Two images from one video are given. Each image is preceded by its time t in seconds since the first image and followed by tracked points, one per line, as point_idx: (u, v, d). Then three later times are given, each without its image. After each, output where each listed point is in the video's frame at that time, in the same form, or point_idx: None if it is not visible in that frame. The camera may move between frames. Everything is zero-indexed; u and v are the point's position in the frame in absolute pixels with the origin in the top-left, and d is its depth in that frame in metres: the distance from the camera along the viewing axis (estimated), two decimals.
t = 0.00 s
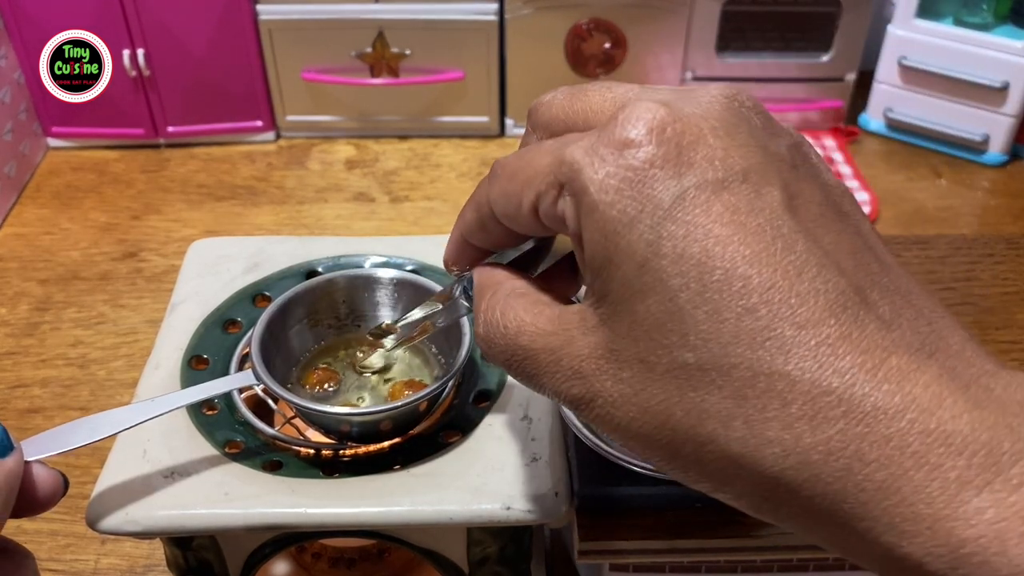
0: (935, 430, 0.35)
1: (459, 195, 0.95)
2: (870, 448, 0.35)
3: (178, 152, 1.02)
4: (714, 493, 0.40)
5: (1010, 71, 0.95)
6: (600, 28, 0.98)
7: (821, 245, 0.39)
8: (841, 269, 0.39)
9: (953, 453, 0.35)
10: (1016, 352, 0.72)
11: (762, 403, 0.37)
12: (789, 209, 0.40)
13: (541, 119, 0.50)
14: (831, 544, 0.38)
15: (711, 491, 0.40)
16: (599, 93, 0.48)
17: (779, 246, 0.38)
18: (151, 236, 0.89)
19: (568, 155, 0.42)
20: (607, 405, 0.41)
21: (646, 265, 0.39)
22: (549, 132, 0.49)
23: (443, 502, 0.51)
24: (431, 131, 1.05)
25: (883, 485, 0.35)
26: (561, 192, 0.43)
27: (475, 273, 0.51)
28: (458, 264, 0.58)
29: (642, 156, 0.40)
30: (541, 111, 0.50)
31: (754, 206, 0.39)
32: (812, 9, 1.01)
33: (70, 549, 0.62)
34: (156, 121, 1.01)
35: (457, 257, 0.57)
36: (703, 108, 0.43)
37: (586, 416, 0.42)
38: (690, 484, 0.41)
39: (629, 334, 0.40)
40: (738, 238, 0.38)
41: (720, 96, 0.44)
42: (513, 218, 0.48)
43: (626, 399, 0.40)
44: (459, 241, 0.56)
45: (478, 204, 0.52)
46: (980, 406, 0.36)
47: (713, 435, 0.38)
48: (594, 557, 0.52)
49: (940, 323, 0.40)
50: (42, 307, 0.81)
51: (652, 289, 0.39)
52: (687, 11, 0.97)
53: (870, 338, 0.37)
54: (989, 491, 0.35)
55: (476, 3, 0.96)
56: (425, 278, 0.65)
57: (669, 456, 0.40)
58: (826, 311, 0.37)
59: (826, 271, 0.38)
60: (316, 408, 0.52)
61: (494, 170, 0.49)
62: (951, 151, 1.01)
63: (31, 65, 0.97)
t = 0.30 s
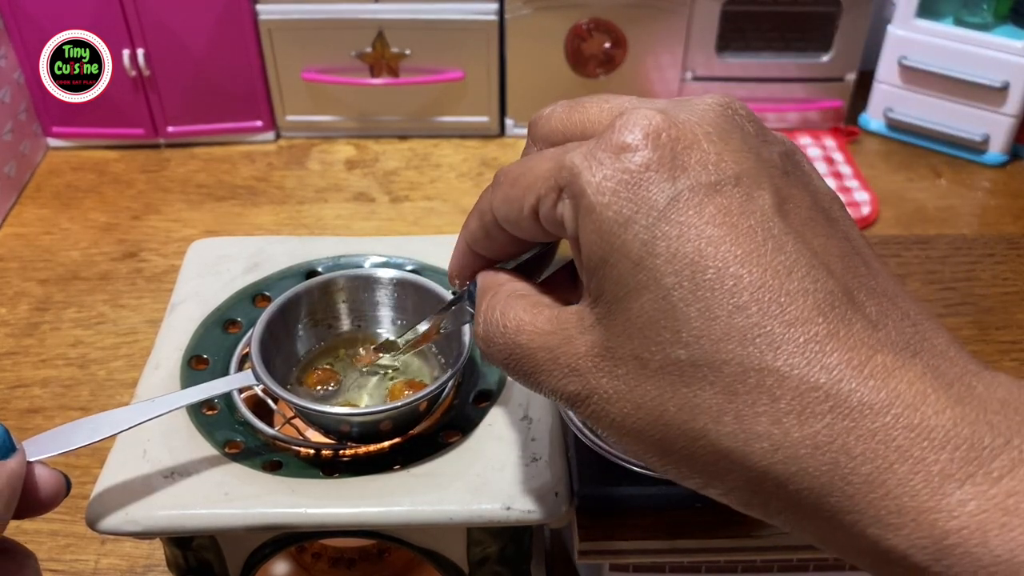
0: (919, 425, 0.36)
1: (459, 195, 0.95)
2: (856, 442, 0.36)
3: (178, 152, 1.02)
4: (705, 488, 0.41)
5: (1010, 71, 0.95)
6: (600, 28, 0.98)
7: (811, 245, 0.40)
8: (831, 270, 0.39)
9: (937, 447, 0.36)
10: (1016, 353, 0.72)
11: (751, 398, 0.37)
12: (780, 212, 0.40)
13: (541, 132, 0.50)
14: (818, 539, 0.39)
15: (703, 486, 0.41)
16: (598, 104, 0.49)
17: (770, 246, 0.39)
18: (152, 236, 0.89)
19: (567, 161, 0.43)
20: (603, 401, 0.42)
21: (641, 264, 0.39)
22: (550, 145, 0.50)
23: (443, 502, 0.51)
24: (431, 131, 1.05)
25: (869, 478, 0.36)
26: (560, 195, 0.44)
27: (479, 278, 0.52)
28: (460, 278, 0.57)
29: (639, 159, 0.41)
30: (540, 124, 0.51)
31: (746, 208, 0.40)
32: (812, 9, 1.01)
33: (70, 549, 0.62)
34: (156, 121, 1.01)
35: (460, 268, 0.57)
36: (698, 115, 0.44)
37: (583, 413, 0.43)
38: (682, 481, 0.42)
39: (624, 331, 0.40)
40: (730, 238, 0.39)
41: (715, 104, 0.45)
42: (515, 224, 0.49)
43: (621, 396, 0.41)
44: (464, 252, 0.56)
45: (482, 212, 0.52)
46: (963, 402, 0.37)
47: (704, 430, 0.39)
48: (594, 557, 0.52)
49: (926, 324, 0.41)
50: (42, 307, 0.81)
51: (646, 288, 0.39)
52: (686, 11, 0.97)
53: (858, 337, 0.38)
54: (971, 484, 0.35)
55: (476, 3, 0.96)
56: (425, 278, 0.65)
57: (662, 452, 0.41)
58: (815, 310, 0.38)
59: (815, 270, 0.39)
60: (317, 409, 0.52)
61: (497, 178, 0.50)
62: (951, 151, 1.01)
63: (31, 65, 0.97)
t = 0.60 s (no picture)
0: (943, 433, 0.35)
1: (459, 195, 0.95)
2: (878, 450, 0.35)
3: (178, 152, 1.02)
4: (722, 489, 0.40)
5: (1010, 71, 0.95)
6: (600, 28, 0.98)
7: (845, 246, 0.38)
8: (864, 271, 0.38)
9: (960, 456, 0.34)
10: (1016, 352, 0.72)
11: (775, 402, 0.36)
12: (815, 210, 0.39)
13: (561, 116, 0.50)
14: (835, 544, 0.38)
15: (720, 486, 0.39)
16: (620, 90, 0.47)
17: (802, 248, 0.37)
18: (151, 236, 0.89)
19: (596, 150, 0.42)
20: (623, 396, 0.41)
21: (669, 262, 0.38)
22: (570, 130, 0.49)
23: (443, 502, 0.51)
24: (431, 131, 1.05)
25: (889, 486, 0.35)
26: (586, 185, 0.43)
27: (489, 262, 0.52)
28: (470, 261, 0.58)
29: (672, 153, 0.39)
30: (560, 108, 0.50)
31: (779, 208, 0.38)
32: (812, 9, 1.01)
33: (70, 549, 0.62)
34: (156, 121, 1.01)
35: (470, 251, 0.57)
36: (732, 108, 0.42)
37: (601, 407, 0.42)
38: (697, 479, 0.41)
39: (648, 329, 0.39)
40: (762, 238, 0.37)
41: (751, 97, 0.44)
42: (535, 210, 0.49)
43: (642, 392, 0.40)
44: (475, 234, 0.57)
45: (497, 195, 0.53)
46: (987, 409, 0.36)
47: (725, 433, 0.38)
48: (594, 557, 0.52)
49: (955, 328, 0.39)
50: (42, 306, 0.81)
51: (673, 285, 0.38)
52: (687, 11, 0.97)
53: (886, 343, 0.36)
54: (993, 493, 0.34)
55: (476, 3, 0.96)
56: (425, 278, 0.65)
57: (679, 450, 0.40)
58: (846, 314, 0.36)
59: (848, 272, 0.37)
60: (317, 409, 0.52)
61: (517, 163, 0.50)
62: (951, 151, 1.01)
63: (31, 65, 0.97)
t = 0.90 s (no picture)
0: None
1: (459, 195, 0.95)
2: (955, 460, 0.31)
3: (178, 152, 1.02)
4: (768, 476, 0.36)
5: (1010, 71, 0.95)
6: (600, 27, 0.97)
7: (943, 231, 0.33)
8: (959, 262, 0.33)
9: None
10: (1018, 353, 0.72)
11: (847, 401, 0.32)
12: (914, 191, 0.33)
13: (618, 39, 0.42)
14: (879, 546, 0.34)
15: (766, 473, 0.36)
16: (691, 16, 0.39)
17: (898, 233, 0.32)
18: (151, 236, 0.89)
19: (673, 93, 0.35)
20: (669, 370, 0.36)
21: (746, 234, 0.33)
22: (626, 55, 0.41)
23: (443, 502, 0.51)
24: (431, 131, 1.05)
25: (960, 499, 0.31)
26: (655, 132, 0.36)
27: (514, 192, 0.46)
28: (492, 185, 0.54)
29: (760, 111, 0.33)
30: (617, 28, 0.42)
31: (877, 187, 0.32)
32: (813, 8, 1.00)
33: (70, 549, 0.62)
34: (156, 121, 1.01)
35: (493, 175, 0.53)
36: (833, 55, 0.35)
37: (640, 375, 0.37)
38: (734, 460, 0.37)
39: (710, 303, 0.34)
40: (857, 218, 0.32)
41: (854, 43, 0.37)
42: (585, 150, 0.42)
43: (692, 369, 0.35)
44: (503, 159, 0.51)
45: (537, 118, 0.46)
46: None
47: (785, 425, 0.33)
48: (594, 557, 0.51)
49: None
50: (42, 306, 0.81)
51: (746, 261, 0.33)
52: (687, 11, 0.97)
53: (977, 347, 0.31)
54: None
55: (476, 3, 0.96)
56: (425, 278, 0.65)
57: (723, 429, 0.36)
58: (941, 314, 0.31)
59: (945, 263, 0.32)
60: (317, 409, 0.52)
61: (567, 87, 0.42)
62: (952, 150, 1.01)
63: (31, 65, 0.97)
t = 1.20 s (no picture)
0: (972, 503, 0.36)
1: (459, 195, 0.95)
2: (906, 518, 0.36)
3: (178, 152, 1.02)
4: (742, 539, 0.41)
5: (1010, 71, 0.95)
6: (600, 28, 0.98)
7: (886, 306, 0.38)
8: (901, 335, 0.38)
9: (987, 526, 0.35)
10: (1016, 352, 0.72)
11: (803, 466, 0.37)
12: (857, 270, 0.39)
13: (589, 133, 0.48)
14: None
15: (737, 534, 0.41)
16: (654, 109, 0.45)
17: (842, 309, 0.37)
18: (151, 236, 0.89)
19: (631, 189, 0.41)
20: (646, 440, 0.42)
21: (705, 316, 0.38)
22: (597, 148, 0.47)
23: (442, 502, 0.51)
24: (431, 130, 1.05)
25: (916, 553, 0.36)
26: (619, 223, 0.42)
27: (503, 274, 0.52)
28: (476, 266, 0.56)
29: (712, 205, 0.39)
30: (586, 123, 0.48)
31: (822, 265, 0.38)
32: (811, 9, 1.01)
33: (70, 549, 0.62)
34: (156, 121, 1.01)
35: (480, 257, 0.55)
36: (775, 150, 0.41)
37: (620, 446, 0.43)
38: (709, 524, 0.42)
39: (677, 379, 0.40)
40: (804, 297, 0.37)
41: (793, 139, 0.42)
42: (558, 239, 0.46)
43: (666, 440, 0.41)
44: (487, 246, 0.54)
45: (514, 209, 0.50)
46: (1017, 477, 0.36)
47: (749, 490, 0.39)
48: (593, 556, 0.52)
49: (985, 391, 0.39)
50: (42, 307, 0.81)
51: (709, 339, 0.38)
52: (687, 11, 0.97)
53: (920, 409, 0.37)
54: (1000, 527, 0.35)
55: (476, 3, 0.96)
56: (424, 278, 0.65)
57: (697, 494, 0.41)
58: (882, 382, 0.36)
59: (886, 337, 0.37)
60: (317, 409, 0.52)
61: (541, 180, 0.47)
62: (951, 151, 1.01)
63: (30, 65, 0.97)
